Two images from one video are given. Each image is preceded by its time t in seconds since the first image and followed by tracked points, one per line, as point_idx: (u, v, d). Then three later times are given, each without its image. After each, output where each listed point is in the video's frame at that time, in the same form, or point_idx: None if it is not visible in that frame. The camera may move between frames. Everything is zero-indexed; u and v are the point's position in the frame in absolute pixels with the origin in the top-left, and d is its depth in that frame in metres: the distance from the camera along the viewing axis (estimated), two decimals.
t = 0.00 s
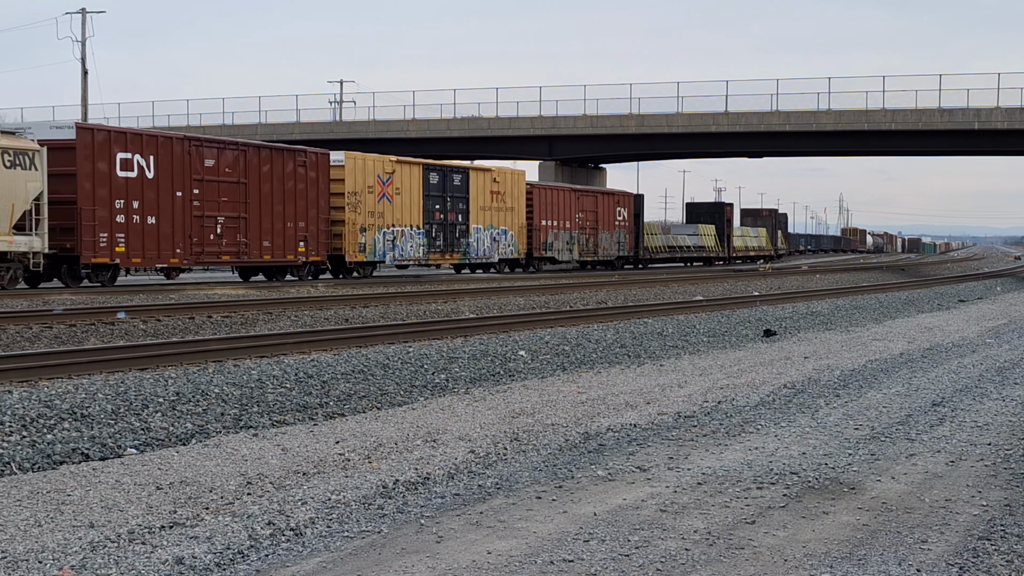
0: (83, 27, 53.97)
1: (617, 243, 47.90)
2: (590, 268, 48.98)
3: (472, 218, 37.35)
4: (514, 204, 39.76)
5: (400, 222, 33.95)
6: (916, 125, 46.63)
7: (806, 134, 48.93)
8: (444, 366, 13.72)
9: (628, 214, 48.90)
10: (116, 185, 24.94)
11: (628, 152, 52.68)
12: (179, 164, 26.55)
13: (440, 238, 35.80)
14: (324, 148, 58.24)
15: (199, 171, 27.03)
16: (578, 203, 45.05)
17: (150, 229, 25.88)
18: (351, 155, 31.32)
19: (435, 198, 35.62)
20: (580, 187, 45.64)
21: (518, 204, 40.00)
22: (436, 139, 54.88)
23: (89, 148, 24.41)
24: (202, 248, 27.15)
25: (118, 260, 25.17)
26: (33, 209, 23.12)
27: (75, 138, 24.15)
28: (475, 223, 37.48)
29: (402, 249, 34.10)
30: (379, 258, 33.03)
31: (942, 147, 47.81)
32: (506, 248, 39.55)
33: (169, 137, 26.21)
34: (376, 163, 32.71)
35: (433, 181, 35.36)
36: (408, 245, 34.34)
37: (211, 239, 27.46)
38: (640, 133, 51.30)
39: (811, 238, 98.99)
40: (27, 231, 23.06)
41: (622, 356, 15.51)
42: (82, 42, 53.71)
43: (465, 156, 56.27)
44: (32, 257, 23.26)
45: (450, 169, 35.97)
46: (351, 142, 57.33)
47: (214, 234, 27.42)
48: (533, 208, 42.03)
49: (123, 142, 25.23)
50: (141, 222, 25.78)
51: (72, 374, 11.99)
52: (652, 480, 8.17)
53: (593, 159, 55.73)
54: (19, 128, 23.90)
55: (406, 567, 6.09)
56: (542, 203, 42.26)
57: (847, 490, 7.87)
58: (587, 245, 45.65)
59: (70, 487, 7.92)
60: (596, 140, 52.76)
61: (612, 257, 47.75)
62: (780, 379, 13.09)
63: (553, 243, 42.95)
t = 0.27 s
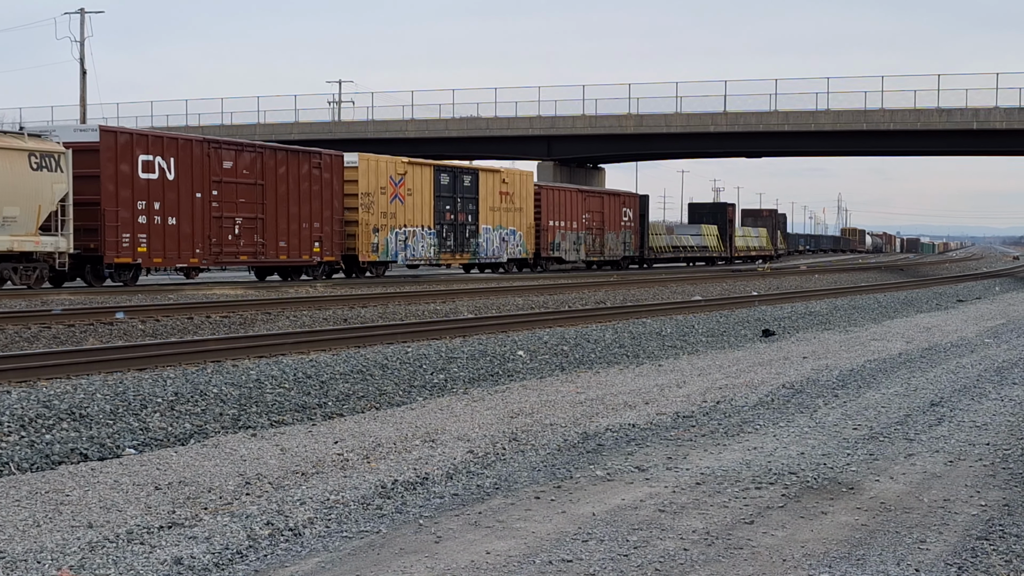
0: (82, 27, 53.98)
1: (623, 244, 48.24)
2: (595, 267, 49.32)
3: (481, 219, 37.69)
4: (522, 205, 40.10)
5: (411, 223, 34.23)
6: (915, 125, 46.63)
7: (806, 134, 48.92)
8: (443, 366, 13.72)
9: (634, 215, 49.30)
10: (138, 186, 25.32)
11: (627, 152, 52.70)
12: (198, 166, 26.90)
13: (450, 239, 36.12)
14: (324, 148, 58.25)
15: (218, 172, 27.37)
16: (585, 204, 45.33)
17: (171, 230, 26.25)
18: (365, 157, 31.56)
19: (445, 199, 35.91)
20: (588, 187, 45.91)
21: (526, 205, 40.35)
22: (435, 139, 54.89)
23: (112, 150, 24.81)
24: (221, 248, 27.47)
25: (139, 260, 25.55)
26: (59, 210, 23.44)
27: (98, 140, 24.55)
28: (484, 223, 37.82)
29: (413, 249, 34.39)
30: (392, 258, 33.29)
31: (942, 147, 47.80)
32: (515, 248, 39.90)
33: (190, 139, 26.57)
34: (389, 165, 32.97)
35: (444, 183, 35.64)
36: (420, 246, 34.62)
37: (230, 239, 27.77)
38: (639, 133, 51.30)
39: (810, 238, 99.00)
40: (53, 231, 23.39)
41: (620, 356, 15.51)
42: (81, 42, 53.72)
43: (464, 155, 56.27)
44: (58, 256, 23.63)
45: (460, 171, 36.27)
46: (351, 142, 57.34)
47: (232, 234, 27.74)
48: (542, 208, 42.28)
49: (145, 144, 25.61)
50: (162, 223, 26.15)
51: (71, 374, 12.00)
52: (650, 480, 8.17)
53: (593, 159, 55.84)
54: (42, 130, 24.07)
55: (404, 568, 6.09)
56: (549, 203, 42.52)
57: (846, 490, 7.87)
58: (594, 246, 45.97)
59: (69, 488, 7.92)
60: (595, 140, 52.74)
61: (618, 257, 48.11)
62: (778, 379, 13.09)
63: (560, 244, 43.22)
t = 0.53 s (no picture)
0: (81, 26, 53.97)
1: (629, 244, 48.81)
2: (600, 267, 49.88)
3: (491, 219, 38.06)
4: (531, 205, 40.48)
5: (423, 223, 34.57)
6: (914, 125, 46.64)
7: (804, 134, 48.92)
8: (442, 366, 13.72)
9: (638, 215, 49.91)
10: (159, 188, 25.57)
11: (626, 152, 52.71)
12: (218, 167, 27.14)
13: (460, 239, 36.47)
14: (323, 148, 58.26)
15: (236, 174, 27.62)
16: (592, 204, 45.81)
17: (191, 231, 26.49)
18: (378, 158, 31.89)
19: (456, 199, 36.26)
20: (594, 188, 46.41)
21: (534, 205, 40.70)
22: (434, 139, 54.89)
23: (134, 152, 25.05)
24: (239, 248, 27.74)
25: (161, 260, 25.79)
26: (85, 211, 23.67)
27: (121, 142, 24.77)
28: (493, 223, 38.19)
29: (425, 249, 34.73)
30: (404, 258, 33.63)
31: (940, 147, 47.81)
32: (524, 248, 40.31)
33: (209, 141, 26.81)
34: (400, 166, 33.30)
35: (454, 183, 35.98)
36: (431, 245, 34.97)
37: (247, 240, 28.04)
38: (638, 133, 51.32)
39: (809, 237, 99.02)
40: (78, 231, 23.66)
41: (619, 356, 15.51)
42: (80, 41, 53.69)
43: (463, 155, 56.27)
44: (84, 256, 23.91)
45: (470, 171, 36.62)
46: (350, 142, 57.35)
47: (249, 235, 28.01)
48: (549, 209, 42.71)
49: (166, 146, 25.85)
50: (183, 224, 26.38)
51: (70, 374, 11.99)
52: (649, 480, 8.17)
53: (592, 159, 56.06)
54: (65, 134, 24.53)
55: (403, 568, 6.09)
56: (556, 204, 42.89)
57: (844, 490, 7.87)
58: (601, 246, 46.46)
59: (67, 488, 7.92)
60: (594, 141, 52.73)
61: (624, 257, 48.67)
62: (777, 379, 13.09)
63: (567, 244, 43.64)
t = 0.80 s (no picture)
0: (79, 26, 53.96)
1: (633, 244, 49.43)
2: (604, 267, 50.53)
3: (499, 219, 38.59)
4: (538, 206, 41.03)
5: (434, 223, 35.06)
6: (912, 125, 46.65)
7: (803, 134, 48.93)
8: (440, 366, 13.72)
9: (643, 216, 50.55)
10: (180, 190, 26.04)
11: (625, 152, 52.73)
12: (235, 169, 27.60)
13: (470, 238, 36.97)
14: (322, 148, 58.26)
15: (253, 175, 28.10)
16: (598, 205, 46.36)
17: (210, 231, 26.96)
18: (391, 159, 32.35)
19: (466, 200, 36.77)
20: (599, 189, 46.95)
21: (541, 206, 41.23)
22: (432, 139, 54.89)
23: (156, 154, 25.52)
24: (256, 248, 28.21)
25: (181, 260, 26.25)
26: (107, 212, 24.19)
27: (142, 145, 25.22)
28: (502, 223, 38.72)
29: (436, 249, 35.22)
30: (416, 257, 34.10)
31: (938, 147, 47.83)
32: (531, 248, 40.88)
33: (227, 143, 27.26)
34: (412, 167, 33.79)
35: (464, 184, 36.50)
36: (442, 245, 35.46)
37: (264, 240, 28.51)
38: (636, 133, 51.35)
39: (808, 237, 99.08)
40: (101, 232, 24.13)
41: (618, 356, 15.52)
42: (78, 41, 53.67)
43: (462, 155, 56.27)
44: (106, 256, 24.39)
45: (479, 172, 37.15)
46: (349, 142, 57.35)
47: (266, 235, 28.49)
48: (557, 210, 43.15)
49: (185, 149, 26.30)
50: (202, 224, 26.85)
51: (68, 374, 12.00)
52: (648, 480, 8.17)
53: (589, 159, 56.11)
54: (88, 137, 24.89)
55: (402, 568, 6.09)
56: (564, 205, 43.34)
57: (843, 490, 7.87)
58: (606, 246, 47.04)
59: (66, 488, 7.92)
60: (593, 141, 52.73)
61: (628, 257, 49.30)
62: (775, 379, 13.09)
63: (574, 244, 44.11)
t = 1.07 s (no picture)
0: (78, 26, 54.03)
1: (638, 244, 49.83)
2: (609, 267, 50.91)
3: (509, 219, 38.99)
4: (547, 206, 41.39)
5: (444, 223, 35.45)
6: (911, 125, 46.66)
7: (802, 134, 48.93)
8: (439, 366, 13.72)
9: (648, 217, 50.99)
10: (199, 191, 26.29)
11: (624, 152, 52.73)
12: (252, 170, 27.87)
13: (480, 239, 37.38)
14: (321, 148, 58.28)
15: (270, 176, 28.37)
16: (604, 206, 46.72)
17: (229, 232, 27.24)
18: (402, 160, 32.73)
19: (475, 200, 37.17)
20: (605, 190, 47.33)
21: (549, 206, 41.60)
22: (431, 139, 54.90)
23: (176, 156, 25.77)
24: (272, 249, 28.51)
25: (200, 260, 26.50)
26: (129, 213, 24.45)
27: (163, 147, 25.45)
28: (511, 224, 39.10)
29: (446, 249, 35.61)
30: (427, 257, 34.50)
31: (937, 147, 47.82)
32: (540, 248, 41.23)
33: (245, 145, 27.53)
34: (423, 168, 34.17)
35: (474, 185, 36.88)
36: (452, 245, 35.85)
37: (280, 240, 28.79)
38: (635, 133, 51.37)
39: (807, 237, 99.08)
40: (123, 233, 24.36)
41: (616, 356, 15.52)
42: (76, 41, 53.74)
43: (460, 155, 56.27)
44: (129, 256, 24.64)
45: (489, 173, 37.53)
46: (348, 142, 57.37)
47: (282, 235, 28.77)
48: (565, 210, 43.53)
49: (205, 150, 26.52)
50: (220, 225, 27.10)
51: (67, 374, 12.00)
52: (647, 480, 8.17)
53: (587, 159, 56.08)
54: (112, 139, 25.18)
55: (401, 568, 6.09)
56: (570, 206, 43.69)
57: (842, 490, 7.87)
58: (612, 246, 47.41)
59: (65, 488, 7.92)
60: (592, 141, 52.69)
61: (634, 257, 49.68)
62: (774, 379, 13.09)
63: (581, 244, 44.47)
